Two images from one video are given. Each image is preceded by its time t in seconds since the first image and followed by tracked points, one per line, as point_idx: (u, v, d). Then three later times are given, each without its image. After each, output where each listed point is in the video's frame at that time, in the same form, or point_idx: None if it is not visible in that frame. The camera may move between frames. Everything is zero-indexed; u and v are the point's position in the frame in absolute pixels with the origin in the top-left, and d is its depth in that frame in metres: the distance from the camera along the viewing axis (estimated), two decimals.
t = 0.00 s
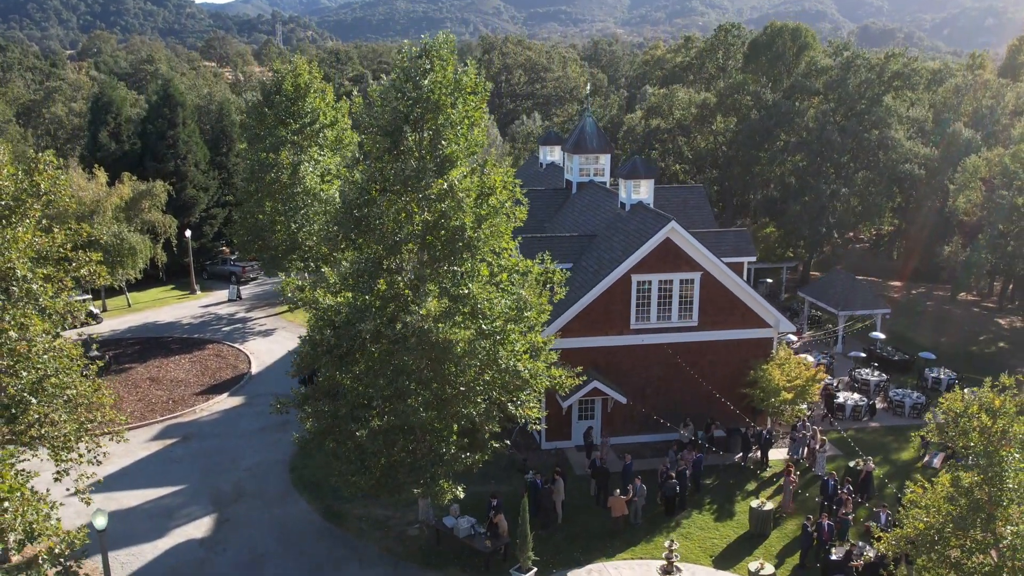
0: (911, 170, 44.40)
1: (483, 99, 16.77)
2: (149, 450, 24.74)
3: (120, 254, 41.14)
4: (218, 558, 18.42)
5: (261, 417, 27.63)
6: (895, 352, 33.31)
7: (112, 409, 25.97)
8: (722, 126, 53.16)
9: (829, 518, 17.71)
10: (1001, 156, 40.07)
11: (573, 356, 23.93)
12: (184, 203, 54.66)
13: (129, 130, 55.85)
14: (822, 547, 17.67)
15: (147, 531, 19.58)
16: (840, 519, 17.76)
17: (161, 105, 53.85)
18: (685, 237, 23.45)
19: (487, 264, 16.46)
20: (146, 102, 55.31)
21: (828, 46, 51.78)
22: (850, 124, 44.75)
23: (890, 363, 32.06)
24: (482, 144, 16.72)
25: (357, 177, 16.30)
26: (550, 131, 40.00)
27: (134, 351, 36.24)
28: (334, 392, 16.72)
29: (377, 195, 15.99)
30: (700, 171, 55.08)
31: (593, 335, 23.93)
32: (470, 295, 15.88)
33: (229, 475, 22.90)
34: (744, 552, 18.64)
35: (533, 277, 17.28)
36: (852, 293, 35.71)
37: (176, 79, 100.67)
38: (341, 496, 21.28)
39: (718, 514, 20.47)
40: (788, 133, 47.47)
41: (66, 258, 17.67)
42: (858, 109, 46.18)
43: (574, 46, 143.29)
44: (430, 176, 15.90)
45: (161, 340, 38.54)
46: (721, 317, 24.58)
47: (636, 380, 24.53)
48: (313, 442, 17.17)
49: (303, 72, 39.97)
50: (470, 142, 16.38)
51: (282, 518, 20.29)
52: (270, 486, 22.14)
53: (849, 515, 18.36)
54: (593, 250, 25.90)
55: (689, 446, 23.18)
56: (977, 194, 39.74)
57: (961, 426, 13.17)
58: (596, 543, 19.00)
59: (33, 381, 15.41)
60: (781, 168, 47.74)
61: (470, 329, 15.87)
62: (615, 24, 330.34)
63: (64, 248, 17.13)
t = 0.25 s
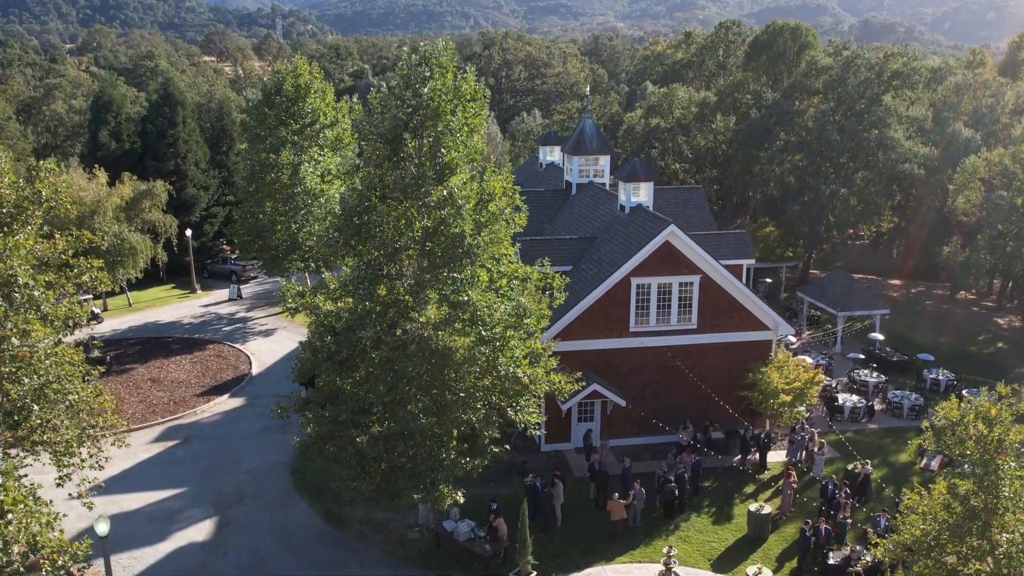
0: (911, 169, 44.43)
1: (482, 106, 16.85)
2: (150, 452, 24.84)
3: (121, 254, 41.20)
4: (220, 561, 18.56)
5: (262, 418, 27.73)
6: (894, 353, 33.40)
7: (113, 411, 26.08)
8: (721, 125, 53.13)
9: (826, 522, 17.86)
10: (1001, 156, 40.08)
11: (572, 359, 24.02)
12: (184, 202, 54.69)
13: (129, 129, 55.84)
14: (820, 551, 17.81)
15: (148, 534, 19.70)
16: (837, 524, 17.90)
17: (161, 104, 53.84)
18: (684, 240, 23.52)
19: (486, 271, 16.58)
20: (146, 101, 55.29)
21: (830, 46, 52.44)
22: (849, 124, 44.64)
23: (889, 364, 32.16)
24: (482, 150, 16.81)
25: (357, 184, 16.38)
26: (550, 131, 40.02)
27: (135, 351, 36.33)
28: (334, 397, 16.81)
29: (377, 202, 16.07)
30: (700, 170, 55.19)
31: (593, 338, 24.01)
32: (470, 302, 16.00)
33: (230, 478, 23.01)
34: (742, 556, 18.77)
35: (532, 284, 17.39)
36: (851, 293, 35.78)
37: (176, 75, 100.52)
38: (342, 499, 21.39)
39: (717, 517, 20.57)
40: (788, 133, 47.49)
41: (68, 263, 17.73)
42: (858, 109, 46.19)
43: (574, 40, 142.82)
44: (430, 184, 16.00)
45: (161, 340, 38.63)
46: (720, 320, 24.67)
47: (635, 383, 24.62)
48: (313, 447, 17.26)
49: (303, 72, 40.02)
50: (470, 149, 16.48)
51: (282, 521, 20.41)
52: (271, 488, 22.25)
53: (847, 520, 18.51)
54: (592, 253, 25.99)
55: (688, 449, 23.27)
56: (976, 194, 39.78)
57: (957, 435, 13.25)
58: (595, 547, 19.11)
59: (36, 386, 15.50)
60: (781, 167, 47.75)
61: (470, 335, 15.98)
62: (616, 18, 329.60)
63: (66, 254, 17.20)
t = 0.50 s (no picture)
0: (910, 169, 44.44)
1: (482, 112, 16.92)
2: (151, 453, 24.94)
3: (122, 254, 41.27)
4: (221, 564, 18.68)
5: (263, 419, 27.83)
6: (894, 353, 33.48)
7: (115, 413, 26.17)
8: (722, 124, 53.10)
9: (824, 527, 17.96)
10: (1000, 156, 40.08)
11: (572, 361, 24.09)
12: (185, 200, 54.71)
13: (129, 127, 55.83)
14: (818, 555, 17.91)
15: (150, 537, 19.80)
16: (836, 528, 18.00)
17: (161, 102, 53.83)
18: (684, 243, 23.59)
19: (486, 277, 16.67)
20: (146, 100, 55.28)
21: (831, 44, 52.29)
22: (849, 124, 44.55)
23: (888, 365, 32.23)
24: (481, 156, 16.89)
25: (358, 190, 16.45)
26: (550, 131, 40.02)
27: (136, 351, 36.41)
28: (335, 402, 16.90)
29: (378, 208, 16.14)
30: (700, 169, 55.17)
31: (593, 340, 24.09)
32: (470, 309, 16.11)
33: (231, 480, 23.11)
34: (741, 559, 18.87)
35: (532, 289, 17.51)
36: (850, 294, 35.82)
37: (176, 71, 100.33)
38: (343, 501, 21.49)
39: (716, 520, 20.65)
40: (788, 132, 47.49)
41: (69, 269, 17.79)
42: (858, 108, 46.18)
43: (574, 34, 142.25)
44: (430, 191, 16.07)
45: (162, 340, 38.71)
46: (719, 323, 24.75)
47: (635, 385, 24.70)
48: (314, 452, 17.35)
49: (303, 72, 40.03)
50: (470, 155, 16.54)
51: (284, 524, 20.50)
52: (272, 490, 22.35)
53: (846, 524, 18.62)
54: (592, 255, 26.05)
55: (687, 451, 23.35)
56: (976, 194, 39.80)
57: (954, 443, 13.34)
58: (595, 550, 19.21)
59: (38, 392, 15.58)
60: (781, 166, 47.77)
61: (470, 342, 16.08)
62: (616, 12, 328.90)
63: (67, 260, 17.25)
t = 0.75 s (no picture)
0: (910, 169, 44.46)
1: (482, 118, 16.97)
2: (153, 455, 25.05)
3: (122, 254, 41.36)
4: (223, 567, 18.82)
5: (264, 421, 27.95)
6: (893, 354, 33.56)
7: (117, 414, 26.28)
8: (722, 122, 53.05)
9: (823, 530, 18.08)
10: (1000, 156, 40.07)
11: (572, 363, 24.19)
12: (185, 199, 54.74)
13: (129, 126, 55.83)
14: (817, 559, 18.02)
15: (152, 540, 19.91)
16: (834, 532, 18.11)
17: (161, 101, 53.81)
18: (683, 246, 23.66)
19: (487, 284, 16.75)
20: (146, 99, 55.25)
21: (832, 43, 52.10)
22: (849, 123, 44.66)
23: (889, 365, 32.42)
24: (481, 163, 17.03)
25: (358, 198, 16.51)
26: (550, 131, 40.01)
27: (137, 351, 36.52)
28: (336, 407, 17.02)
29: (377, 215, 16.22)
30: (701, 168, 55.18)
31: (592, 342, 24.17)
32: (470, 315, 16.21)
33: (232, 482, 23.22)
34: (740, 562, 18.97)
35: (530, 295, 17.70)
36: (850, 293, 35.85)
37: (176, 66, 100.08)
38: (344, 504, 21.61)
39: (716, 523, 20.71)
40: (788, 131, 47.50)
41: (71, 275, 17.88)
42: (858, 108, 46.12)
43: (575, 29, 141.83)
44: (430, 198, 16.12)
45: (163, 339, 38.80)
46: (719, 324, 24.81)
47: (635, 387, 24.79)
48: (314, 456, 17.46)
49: (303, 71, 40.04)
50: (469, 162, 16.64)
51: (285, 527, 20.62)
52: (273, 493, 22.47)
53: (845, 528, 18.76)
54: (592, 257, 26.11)
55: (687, 453, 23.43)
56: (976, 194, 39.80)
57: (953, 450, 13.43)
58: (594, 552, 19.33)
59: (41, 399, 15.69)
60: (780, 165, 47.77)
61: (470, 348, 16.18)
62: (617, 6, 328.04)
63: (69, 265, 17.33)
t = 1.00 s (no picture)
0: (910, 168, 44.46)
1: (482, 124, 17.02)
2: (154, 456, 25.16)
3: (123, 253, 41.42)
4: (224, 569, 18.93)
5: (265, 422, 28.05)
6: (892, 354, 33.64)
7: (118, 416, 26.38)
8: (722, 120, 52.99)
9: (822, 534, 18.17)
10: (1000, 155, 40.07)
11: (572, 365, 24.27)
12: (186, 197, 54.75)
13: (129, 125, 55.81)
14: (815, 562, 18.10)
15: (154, 543, 20.02)
16: (833, 536, 18.20)
17: (161, 100, 53.77)
18: (683, 249, 23.71)
19: (487, 290, 16.82)
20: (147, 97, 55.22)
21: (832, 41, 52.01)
22: (849, 121, 44.80)
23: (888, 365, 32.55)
24: (481, 169, 17.08)
25: (359, 204, 16.55)
26: (550, 131, 40.01)
27: (138, 351, 36.62)
28: (337, 412, 17.09)
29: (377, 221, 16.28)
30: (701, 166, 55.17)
31: (592, 345, 24.23)
32: (470, 322, 16.28)
33: (234, 484, 23.32)
34: (739, 565, 19.06)
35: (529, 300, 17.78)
36: (849, 293, 35.89)
37: (175, 62, 99.85)
38: (344, 506, 21.73)
39: (716, 526, 20.80)
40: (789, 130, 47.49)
41: (72, 281, 17.93)
42: (858, 107, 46.09)
43: (575, 24, 141.35)
44: (430, 205, 16.18)
45: (164, 339, 38.90)
46: (719, 326, 24.87)
47: (634, 389, 24.87)
48: (315, 460, 17.53)
49: (303, 71, 40.02)
50: (469, 169, 16.70)
51: (286, 529, 20.72)
52: (274, 495, 22.58)
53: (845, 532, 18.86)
54: (592, 259, 26.17)
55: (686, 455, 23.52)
56: (976, 194, 39.80)
57: (951, 458, 13.53)
58: (594, 555, 19.42)
59: (43, 405, 15.76)
60: (780, 164, 47.78)
61: (470, 354, 16.25)
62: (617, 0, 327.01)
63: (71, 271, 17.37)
